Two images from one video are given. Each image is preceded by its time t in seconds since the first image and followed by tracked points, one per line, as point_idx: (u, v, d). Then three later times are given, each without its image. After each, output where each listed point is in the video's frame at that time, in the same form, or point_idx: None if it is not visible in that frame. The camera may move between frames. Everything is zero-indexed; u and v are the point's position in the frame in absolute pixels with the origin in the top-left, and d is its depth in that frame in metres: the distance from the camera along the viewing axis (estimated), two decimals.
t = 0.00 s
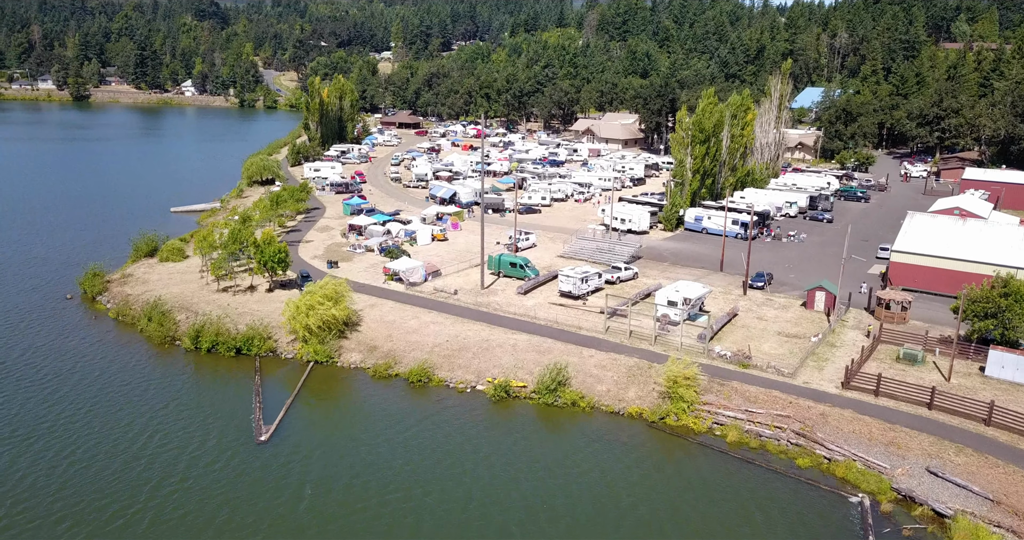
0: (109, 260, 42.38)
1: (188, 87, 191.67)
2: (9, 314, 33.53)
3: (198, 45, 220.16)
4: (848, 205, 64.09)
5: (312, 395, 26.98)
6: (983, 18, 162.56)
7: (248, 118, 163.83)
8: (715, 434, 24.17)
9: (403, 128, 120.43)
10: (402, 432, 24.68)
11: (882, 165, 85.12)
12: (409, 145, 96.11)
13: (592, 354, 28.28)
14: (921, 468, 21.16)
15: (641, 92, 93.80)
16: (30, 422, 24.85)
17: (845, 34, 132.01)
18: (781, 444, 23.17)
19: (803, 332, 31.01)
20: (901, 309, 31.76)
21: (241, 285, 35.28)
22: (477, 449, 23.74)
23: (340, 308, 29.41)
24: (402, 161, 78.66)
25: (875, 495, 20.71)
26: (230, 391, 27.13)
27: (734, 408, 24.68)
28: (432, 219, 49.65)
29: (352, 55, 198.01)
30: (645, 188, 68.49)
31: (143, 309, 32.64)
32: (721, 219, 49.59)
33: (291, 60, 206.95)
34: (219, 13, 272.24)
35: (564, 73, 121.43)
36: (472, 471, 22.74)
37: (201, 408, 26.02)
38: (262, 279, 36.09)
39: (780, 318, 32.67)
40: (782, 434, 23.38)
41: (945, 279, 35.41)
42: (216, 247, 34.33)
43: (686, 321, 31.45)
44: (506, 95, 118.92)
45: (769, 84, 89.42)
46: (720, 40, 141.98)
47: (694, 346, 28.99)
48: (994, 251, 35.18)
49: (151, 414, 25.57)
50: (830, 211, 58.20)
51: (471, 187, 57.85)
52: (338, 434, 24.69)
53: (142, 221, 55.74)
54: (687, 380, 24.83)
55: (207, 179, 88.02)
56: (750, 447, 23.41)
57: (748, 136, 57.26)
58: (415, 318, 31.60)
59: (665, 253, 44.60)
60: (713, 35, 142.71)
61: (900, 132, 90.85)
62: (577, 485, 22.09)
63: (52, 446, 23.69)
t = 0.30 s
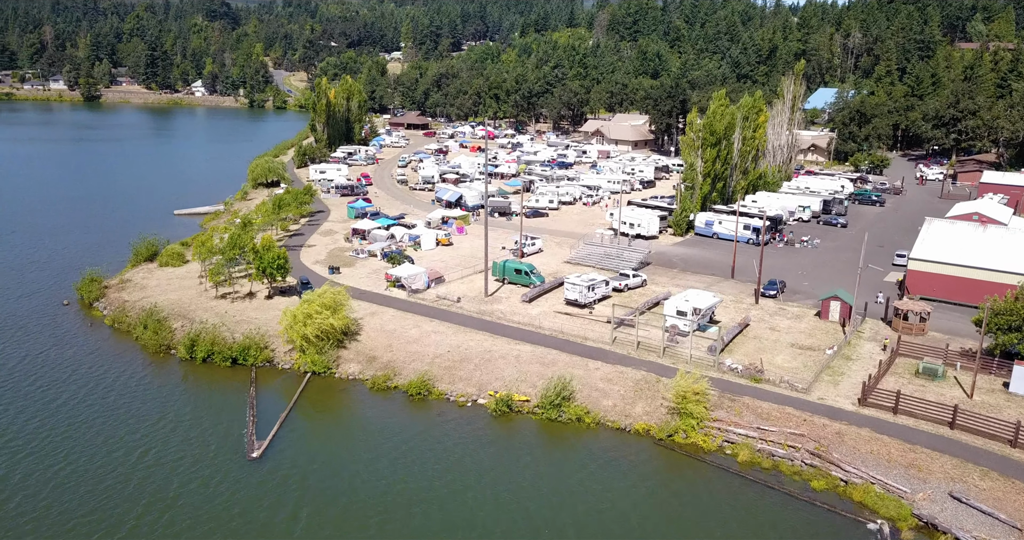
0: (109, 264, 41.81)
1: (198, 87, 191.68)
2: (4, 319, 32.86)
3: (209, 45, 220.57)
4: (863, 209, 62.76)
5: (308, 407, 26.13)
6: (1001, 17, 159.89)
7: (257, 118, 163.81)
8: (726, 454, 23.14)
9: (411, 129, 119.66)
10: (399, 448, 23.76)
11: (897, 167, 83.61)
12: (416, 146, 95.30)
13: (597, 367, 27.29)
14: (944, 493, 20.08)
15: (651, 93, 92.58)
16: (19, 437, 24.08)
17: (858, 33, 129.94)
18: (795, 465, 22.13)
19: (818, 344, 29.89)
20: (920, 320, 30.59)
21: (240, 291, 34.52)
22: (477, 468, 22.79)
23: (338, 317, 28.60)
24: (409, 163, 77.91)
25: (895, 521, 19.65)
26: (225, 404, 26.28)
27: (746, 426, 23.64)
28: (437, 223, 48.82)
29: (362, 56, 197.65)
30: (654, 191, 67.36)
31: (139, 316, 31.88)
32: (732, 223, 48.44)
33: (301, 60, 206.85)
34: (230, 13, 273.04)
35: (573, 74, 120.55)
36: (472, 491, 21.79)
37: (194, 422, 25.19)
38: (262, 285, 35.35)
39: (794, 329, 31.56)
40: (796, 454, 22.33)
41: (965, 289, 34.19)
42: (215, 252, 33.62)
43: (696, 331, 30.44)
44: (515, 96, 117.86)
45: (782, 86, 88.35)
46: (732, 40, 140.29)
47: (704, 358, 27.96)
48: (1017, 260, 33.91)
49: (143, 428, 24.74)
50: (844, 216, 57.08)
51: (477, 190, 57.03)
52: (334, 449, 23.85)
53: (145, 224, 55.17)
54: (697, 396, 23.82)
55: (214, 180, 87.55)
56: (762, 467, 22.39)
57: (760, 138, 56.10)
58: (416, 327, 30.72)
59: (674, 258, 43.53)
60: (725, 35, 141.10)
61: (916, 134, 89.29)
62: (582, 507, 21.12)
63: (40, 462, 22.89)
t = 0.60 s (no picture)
0: (116, 268, 41.46)
1: (216, 88, 192.69)
2: (9, 324, 32.45)
3: (227, 45, 221.80)
4: (885, 213, 61.24)
5: (310, 419, 25.35)
6: None
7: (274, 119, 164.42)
8: (743, 475, 22.05)
9: (426, 130, 119.13)
10: (402, 465, 22.86)
11: (919, 170, 81.90)
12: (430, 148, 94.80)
13: (609, 380, 26.31)
14: (975, 523, 18.92)
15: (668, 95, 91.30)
16: (15, 448, 23.39)
17: (879, 34, 127.74)
18: (816, 488, 21.02)
19: (840, 358, 28.70)
20: (947, 334, 29.33)
21: (246, 297, 33.90)
22: (484, 486, 21.84)
23: (343, 327, 27.84)
24: (423, 165, 77.39)
25: None
26: (225, 414, 25.51)
27: (764, 445, 22.56)
28: (449, 227, 48.13)
29: (378, 57, 197.83)
30: (671, 194, 66.21)
31: (143, 322, 31.27)
32: (751, 229, 47.27)
33: (318, 61, 207.32)
34: (248, 14, 274.81)
35: (589, 74, 119.76)
36: (478, 512, 20.82)
37: (192, 433, 24.39)
38: (268, 291, 34.69)
39: (814, 342, 30.42)
40: (819, 477, 21.20)
41: (995, 301, 32.81)
42: (220, 257, 33.03)
43: (713, 343, 29.37)
44: (530, 97, 116.65)
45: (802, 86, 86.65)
46: (751, 41, 138.54)
47: (721, 372, 26.86)
48: None
49: (141, 439, 23.96)
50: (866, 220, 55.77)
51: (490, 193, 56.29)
52: (336, 464, 23.03)
53: (157, 226, 54.88)
54: (713, 413, 22.79)
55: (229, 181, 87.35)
56: (781, 490, 21.28)
57: (779, 141, 54.85)
58: (423, 336, 29.92)
59: (691, 265, 42.46)
60: (743, 35, 139.46)
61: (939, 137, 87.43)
62: (592, 531, 20.09)
63: (35, 475, 22.16)
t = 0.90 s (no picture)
0: (128, 270, 41.25)
1: (238, 88, 193.95)
2: (17, 328, 32.14)
3: (249, 46, 223.29)
4: (913, 219, 59.46)
5: (316, 431, 24.60)
6: None
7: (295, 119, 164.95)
8: (765, 498, 20.94)
9: (445, 132, 118.65)
10: (409, 482, 22.00)
11: (948, 174, 79.74)
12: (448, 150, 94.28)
13: (625, 395, 25.33)
14: None
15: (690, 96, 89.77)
16: (14, 458, 22.80)
17: (907, 34, 125.01)
18: (843, 515, 19.87)
19: (868, 373, 27.42)
20: (981, 350, 27.97)
21: (255, 303, 33.31)
22: (493, 506, 20.93)
23: (351, 336, 27.08)
24: (441, 167, 76.80)
25: None
26: (229, 425, 24.81)
27: (788, 467, 21.42)
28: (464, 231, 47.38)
29: (399, 57, 197.86)
30: (692, 198, 64.94)
31: (150, 328, 30.75)
32: (774, 235, 45.98)
33: (339, 61, 207.84)
34: (271, 15, 276.76)
35: (610, 75, 118.54)
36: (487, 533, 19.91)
37: (195, 445, 23.67)
38: (278, 296, 34.11)
39: (840, 355, 29.18)
40: (845, 503, 20.06)
41: None
42: (229, 262, 32.46)
43: (733, 356, 28.29)
44: (549, 98, 115.10)
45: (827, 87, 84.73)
46: (775, 41, 136.36)
47: (742, 388, 25.75)
48: None
49: (142, 451, 23.27)
50: (892, 226, 54.56)
51: (507, 196, 55.45)
52: (340, 479, 22.23)
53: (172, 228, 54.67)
54: (734, 432, 21.72)
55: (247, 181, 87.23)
56: (805, 516, 20.17)
57: (804, 145, 53.38)
58: (434, 345, 29.13)
59: (712, 272, 41.28)
60: (767, 35, 137.50)
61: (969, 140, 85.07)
62: None
63: (33, 487, 21.53)
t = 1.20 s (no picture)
0: (140, 272, 40.99)
1: (260, 88, 194.87)
2: (26, 332, 31.88)
3: (272, 46, 224.54)
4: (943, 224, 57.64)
5: (321, 443, 23.86)
6: None
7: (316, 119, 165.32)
8: (787, 524, 19.81)
9: (464, 133, 117.98)
10: (414, 499, 21.12)
11: (979, 178, 77.39)
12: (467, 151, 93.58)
13: (642, 410, 24.32)
14: None
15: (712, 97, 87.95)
16: (13, 469, 22.28)
17: (936, 34, 122.01)
18: None
19: (898, 390, 26.12)
20: (1018, 367, 26.60)
21: (264, 308, 32.74)
22: (500, 526, 19.99)
23: (358, 345, 26.36)
24: (459, 169, 76.15)
25: None
26: (231, 437, 24.11)
27: (812, 491, 20.27)
28: (480, 235, 46.56)
29: (420, 58, 197.61)
30: (713, 201, 63.54)
31: (157, 334, 30.30)
32: (798, 241, 44.60)
33: (360, 62, 208.08)
34: (294, 16, 278.34)
35: (631, 75, 117.03)
36: None
37: (196, 457, 22.95)
38: (288, 301, 33.53)
39: (867, 370, 27.92)
40: (874, 532, 18.87)
41: None
42: (238, 267, 31.90)
43: (755, 370, 27.15)
44: (570, 99, 113.75)
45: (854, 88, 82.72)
46: (800, 42, 133.88)
47: (764, 404, 24.60)
48: None
49: (142, 462, 22.58)
50: (922, 232, 52.89)
51: (524, 199, 54.58)
52: (343, 495, 21.40)
53: (187, 229, 54.44)
54: (755, 453, 20.64)
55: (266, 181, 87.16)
56: None
57: (830, 148, 51.84)
58: (444, 355, 28.30)
59: (733, 280, 40.05)
60: (792, 35, 135.15)
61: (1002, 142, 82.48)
62: None
63: (29, 501, 20.94)
